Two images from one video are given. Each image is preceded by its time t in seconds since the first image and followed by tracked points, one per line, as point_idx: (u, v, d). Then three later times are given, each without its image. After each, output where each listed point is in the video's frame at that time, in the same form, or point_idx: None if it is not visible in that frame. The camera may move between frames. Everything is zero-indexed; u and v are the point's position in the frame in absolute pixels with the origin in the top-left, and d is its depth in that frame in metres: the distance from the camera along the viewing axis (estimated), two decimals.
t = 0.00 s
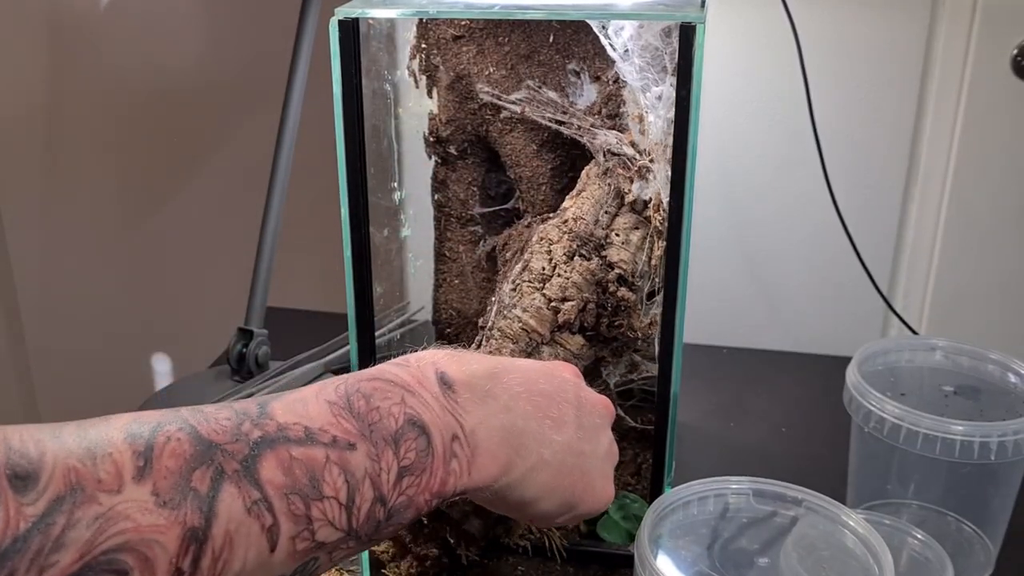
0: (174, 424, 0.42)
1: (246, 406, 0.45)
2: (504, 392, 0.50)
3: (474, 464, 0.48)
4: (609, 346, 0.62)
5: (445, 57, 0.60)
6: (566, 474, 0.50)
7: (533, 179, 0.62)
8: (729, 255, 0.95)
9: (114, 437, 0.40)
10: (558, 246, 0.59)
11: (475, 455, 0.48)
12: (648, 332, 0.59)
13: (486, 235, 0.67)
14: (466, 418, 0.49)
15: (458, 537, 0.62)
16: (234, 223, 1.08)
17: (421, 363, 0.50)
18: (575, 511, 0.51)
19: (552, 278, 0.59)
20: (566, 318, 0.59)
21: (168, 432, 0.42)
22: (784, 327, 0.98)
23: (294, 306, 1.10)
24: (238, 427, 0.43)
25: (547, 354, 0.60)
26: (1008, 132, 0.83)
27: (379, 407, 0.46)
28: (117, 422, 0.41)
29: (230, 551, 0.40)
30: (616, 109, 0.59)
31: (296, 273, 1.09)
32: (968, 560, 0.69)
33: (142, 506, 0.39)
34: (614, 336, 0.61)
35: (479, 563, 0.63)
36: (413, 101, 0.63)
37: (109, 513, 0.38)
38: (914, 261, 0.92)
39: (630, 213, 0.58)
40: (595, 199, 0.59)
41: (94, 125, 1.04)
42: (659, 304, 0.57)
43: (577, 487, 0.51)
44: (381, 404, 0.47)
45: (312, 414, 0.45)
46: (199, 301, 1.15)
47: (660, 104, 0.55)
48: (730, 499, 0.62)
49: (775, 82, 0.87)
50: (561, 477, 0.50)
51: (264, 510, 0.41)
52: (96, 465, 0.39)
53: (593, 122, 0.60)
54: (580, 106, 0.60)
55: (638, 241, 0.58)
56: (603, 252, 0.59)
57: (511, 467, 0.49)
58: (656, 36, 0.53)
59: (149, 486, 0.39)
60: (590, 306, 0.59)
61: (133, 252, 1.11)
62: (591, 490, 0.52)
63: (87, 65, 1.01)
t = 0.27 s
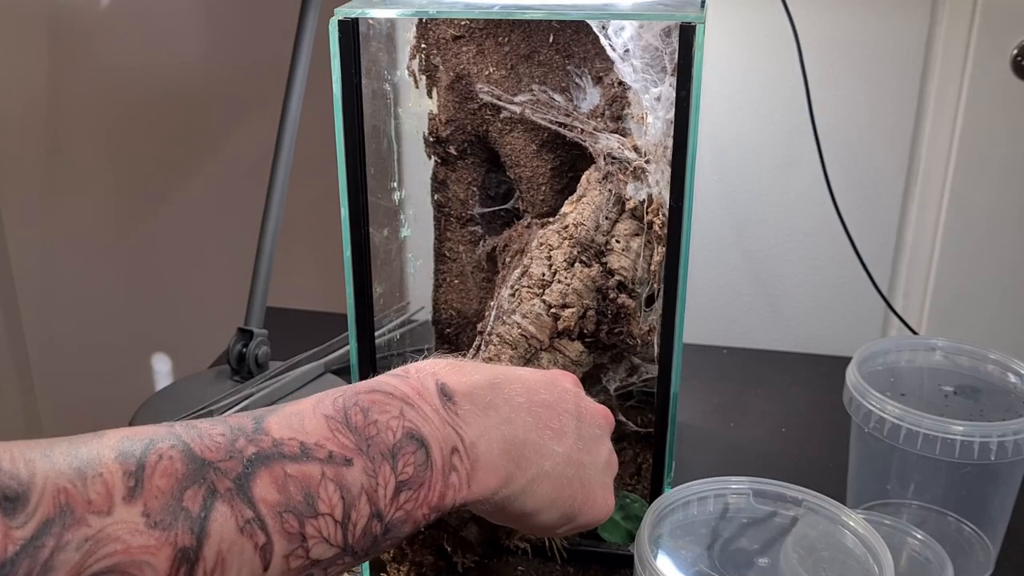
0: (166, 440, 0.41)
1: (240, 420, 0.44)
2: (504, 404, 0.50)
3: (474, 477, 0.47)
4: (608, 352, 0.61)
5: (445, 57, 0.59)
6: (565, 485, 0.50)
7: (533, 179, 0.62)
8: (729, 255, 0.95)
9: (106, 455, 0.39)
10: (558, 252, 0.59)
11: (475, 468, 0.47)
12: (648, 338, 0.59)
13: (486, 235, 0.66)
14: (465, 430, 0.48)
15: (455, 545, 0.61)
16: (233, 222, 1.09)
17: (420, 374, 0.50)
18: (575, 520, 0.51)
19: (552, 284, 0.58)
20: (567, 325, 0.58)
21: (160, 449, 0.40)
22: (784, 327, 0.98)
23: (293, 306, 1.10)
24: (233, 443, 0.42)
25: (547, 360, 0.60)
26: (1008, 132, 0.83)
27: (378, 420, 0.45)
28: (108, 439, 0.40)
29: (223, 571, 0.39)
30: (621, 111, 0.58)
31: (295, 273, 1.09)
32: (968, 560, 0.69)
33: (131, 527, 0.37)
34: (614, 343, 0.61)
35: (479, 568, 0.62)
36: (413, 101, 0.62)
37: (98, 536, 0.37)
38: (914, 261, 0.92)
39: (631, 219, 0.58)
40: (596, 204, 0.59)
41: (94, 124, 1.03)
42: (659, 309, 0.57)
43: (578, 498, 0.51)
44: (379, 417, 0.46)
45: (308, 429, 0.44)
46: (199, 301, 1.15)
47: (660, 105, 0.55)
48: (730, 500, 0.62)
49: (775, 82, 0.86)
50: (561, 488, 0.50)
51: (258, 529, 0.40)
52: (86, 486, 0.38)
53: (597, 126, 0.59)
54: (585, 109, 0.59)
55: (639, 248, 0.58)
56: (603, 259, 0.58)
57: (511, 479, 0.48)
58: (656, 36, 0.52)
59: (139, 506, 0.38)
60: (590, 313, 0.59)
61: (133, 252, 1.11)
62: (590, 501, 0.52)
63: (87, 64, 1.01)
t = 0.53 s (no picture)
0: (190, 453, 0.44)
1: (265, 432, 0.46)
2: (537, 417, 0.51)
3: (507, 492, 0.49)
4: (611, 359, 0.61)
5: (445, 57, 0.59)
6: (593, 503, 0.51)
7: (533, 179, 0.62)
8: (730, 256, 0.95)
9: (126, 468, 0.42)
10: (568, 259, 0.58)
11: (508, 484, 0.49)
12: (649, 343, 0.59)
13: (486, 235, 0.66)
14: (499, 446, 0.49)
15: (464, 559, 0.62)
16: (233, 223, 1.09)
17: (451, 388, 0.52)
18: (600, 538, 0.52)
19: (561, 292, 0.58)
20: (577, 333, 0.58)
21: (183, 461, 0.43)
22: (784, 327, 0.98)
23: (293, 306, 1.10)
24: (257, 456, 0.45)
25: (555, 369, 0.60)
26: (1009, 132, 0.83)
27: (407, 435, 0.48)
28: (132, 452, 0.43)
29: None
30: (631, 113, 0.58)
31: (295, 273, 1.09)
32: (968, 560, 0.69)
33: (153, 542, 0.40)
34: (619, 351, 0.60)
35: None
36: (412, 101, 0.62)
37: (117, 551, 0.40)
38: (914, 261, 0.92)
39: (638, 227, 0.59)
40: (603, 212, 0.59)
41: (93, 124, 1.03)
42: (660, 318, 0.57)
43: (605, 515, 0.52)
44: (409, 431, 0.48)
45: (336, 442, 0.46)
46: (199, 301, 1.15)
47: (660, 107, 0.56)
48: (730, 499, 0.62)
49: (775, 81, 0.86)
50: (589, 507, 0.51)
51: (282, 545, 0.43)
52: (105, 500, 0.41)
53: (608, 130, 0.59)
54: (593, 112, 0.59)
55: (647, 256, 0.58)
56: (611, 266, 0.58)
57: (544, 495, 0.50)
58: (657, 36, 0.53)
59: (160, 521, 0.41)
60: (600, 321, 0.59)
61: (133, 253, 1.11)
62: (617, 519, 0.53)
63: (87, 64, 1.01)
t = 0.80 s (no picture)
0: (179, 466, 0.44)
1: (257, 442, 0.47)
2: (531, 422, 0.52)
3: (500, 499, 0.49)
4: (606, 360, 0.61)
5: (445, 57, 0.59)
6: (588, 508, 0.51)
7: (533, 179, 0.62)
8: (730, 256, 0.95)
9: (114, 481, 0.43)
10: (567, 259, 0.58)
11: (501, 491, 0.49)
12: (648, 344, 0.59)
13: (486, 235, 0.66)
14: (492, 453, 0.50)
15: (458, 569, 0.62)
16: (233, 223, 1.09)
17: (446, 392, 0.52)
18: (593, 542, 0.53)
19: (560, 291, 0.58)
20: (574, 334, 0.58)
21: (171, 474, 0.44)
22: (785, 327, 0.98)
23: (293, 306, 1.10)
24: (246, 468, 0.45)
25: (550, 368, 0.59)
26: (1009, 132, 0.83)
27: (399, 442, 0.48)
28: (121, 464, 0.44)
29: None
30: (636, 114, 0.58)
31: (296, 273, 1.09)
32: (968, 560, 0.69)
33: (139, 558, 0.40)
34: (617, 352, 0.60)
35: None
36: (413, 101, 0.62)
37: (102, 568, 0.40)
38: (914, 261, 0.92)
39: (638, 228, 0.58)
40: (604, 212, 0.58)
41: (93, 124, 1.03)
42: (659, 322, 0.57)
43: (598, 520, 0.52)
44: (401, 439, 0.48)
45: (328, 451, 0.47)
46: (199, 302, 1.15)
47: (660, 107, 0.55)
48: (730, 499, 0.62)
49: (775, 81, 0.86)
50: (583, 511, 0.51)
51: (270, 558, 0.42)
52: (91, 515, 0.41)
53: (613, 131, 0.59)
54: (597, 113, 0.59)
55: (647, 257, 0.58)
56: (611, 268, 0.58)
57: (537, 501, 0.50)
58: (657, 36, 0.53)
59: (146, 537, 0.41)
60: (597, 322, 0.58)
61: (133, 253, 1.11)
62: (610, 522, 0.53)
63: (88, 64, 1.01)
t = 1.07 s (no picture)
0: (193, 490, 0.44)
1: (273, 462, 0.47)
2: (557, 437, 0.52)
3: (525, 517, 0.49)
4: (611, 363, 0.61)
5: (445, 57, 0.59)
6: (608, 521, 0.52)
7: (533, 179, 0.62)
8: (731, 257, 0.95)
9: (128, 507, 0.43)
10: (577, 263, 0.58)
11: (527, 508, 0.50)
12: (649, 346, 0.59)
13: (486, 235, 0.66)
14: (518, 470, 0.50)
15: None
16: (233, 223, 1.08)
17: (470, 408, 0.53)
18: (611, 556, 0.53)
19: (569, 295, 0.58)
20: (583, 338, 0.58)
21: (185, 499, 0.44)
22: (784, 327, 0.98)
23: (293, 306, 1.10)
24: (263, 491, 0.45)
25: (556, 371, 0.59)
26: (1009, 133, 0.83)
27: (422, 461, 0.48)
28: (134, 489, 0.44)
29: None
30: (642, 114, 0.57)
31: (296, 273, 1.09)
32: (968, 560, 0.68)
33: None
34: (621, 356, 0.60)
35: None
36: (413, 101, 0.62)
37: None
38: (914, 261, 0.92)
39: (645, 233, 0.58)
40: (612, 214, 0.58)
41: (93, 124, 1.04)
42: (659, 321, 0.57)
43: (618, 534, 0.53)
44: (424, 458, 0.49)
45: (347, 472, 0.47)
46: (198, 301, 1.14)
47: (660, 107, 0.55)
48: (731, 500, 0.62)
49: (776, 82, 0.86)
50: (606, 526, 0.52)
51: None
52: (105, 544, 0.41)
53: (620, 130, 0.58)
54: (602, 113, 0.59)
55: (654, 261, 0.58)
56: (619, 272, 0.58)
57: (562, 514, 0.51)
58: (657, 36, 0.53)
59: (160, 565, 0.41)
60: (605, 327, 0.59)
61: (133, 253, 1.11)
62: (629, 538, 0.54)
63: (88, 65, 1.01)
